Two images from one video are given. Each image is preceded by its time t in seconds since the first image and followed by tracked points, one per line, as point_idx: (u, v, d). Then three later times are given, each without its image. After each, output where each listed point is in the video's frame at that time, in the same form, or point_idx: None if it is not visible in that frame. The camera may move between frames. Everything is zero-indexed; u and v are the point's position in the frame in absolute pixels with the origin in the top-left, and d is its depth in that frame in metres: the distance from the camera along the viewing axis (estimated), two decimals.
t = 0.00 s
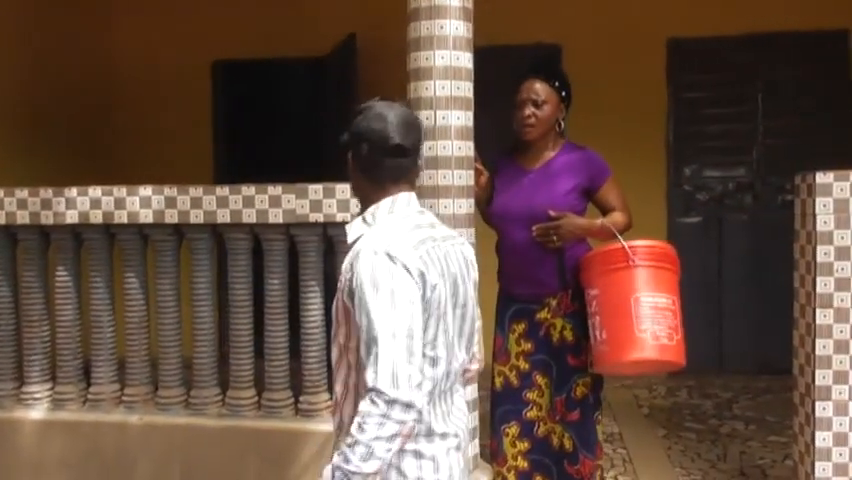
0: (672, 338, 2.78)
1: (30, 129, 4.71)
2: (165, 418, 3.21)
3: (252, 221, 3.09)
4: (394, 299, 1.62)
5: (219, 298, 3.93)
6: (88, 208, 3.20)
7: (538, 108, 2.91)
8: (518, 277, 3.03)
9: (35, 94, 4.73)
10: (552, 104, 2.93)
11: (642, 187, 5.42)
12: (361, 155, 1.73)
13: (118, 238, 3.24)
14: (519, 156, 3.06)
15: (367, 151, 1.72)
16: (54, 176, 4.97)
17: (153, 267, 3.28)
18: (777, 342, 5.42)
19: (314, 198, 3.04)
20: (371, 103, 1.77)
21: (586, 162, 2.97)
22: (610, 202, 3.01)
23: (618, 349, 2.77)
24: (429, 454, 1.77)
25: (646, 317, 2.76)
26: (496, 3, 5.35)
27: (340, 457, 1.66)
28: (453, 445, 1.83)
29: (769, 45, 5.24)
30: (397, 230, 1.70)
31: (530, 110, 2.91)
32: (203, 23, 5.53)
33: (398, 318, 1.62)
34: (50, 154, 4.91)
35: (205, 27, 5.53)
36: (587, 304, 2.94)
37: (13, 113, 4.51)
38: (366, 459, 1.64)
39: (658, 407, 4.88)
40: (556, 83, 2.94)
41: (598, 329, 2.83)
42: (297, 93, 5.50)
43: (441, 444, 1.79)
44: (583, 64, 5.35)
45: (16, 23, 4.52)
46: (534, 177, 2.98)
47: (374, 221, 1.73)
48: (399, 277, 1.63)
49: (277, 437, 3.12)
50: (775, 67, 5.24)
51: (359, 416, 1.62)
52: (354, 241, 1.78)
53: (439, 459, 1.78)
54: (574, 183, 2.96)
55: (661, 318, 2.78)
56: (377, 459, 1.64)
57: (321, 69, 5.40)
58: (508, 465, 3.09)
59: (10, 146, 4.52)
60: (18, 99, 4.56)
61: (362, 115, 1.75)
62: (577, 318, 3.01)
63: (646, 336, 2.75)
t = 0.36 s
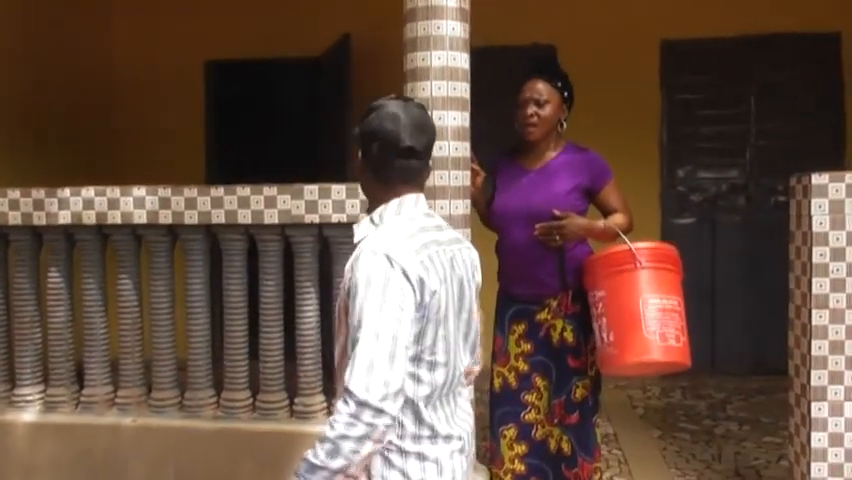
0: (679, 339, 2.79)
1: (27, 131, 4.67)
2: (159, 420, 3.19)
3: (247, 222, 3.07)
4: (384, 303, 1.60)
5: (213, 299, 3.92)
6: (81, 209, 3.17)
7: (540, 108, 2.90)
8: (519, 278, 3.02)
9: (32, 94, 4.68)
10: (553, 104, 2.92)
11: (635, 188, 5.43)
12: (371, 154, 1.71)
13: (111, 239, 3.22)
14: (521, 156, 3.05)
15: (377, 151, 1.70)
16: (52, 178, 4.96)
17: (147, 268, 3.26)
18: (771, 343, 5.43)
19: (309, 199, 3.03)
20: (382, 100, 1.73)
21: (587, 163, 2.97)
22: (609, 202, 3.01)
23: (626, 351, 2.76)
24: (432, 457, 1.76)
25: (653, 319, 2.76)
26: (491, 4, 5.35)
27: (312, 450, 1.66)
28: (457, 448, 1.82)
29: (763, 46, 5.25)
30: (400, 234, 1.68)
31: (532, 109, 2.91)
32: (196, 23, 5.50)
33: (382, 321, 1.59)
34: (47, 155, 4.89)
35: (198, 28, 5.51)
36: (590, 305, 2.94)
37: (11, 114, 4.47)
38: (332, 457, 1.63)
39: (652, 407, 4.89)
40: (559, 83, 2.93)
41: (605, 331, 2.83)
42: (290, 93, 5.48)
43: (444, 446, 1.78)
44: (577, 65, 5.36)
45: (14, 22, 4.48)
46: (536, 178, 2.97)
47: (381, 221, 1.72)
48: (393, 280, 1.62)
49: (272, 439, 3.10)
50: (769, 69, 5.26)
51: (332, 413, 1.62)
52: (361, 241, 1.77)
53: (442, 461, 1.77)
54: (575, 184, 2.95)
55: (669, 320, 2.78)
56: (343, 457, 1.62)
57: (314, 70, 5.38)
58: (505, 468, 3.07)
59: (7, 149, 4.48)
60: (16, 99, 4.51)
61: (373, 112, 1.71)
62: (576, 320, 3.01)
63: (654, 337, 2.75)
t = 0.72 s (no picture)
0: (680, 347, 2.78)
1: (23, 131, 4.77)
2: (154, 423, 3.17)
3: (244, 223, 3.06)
4: (393, 308, 1.60)
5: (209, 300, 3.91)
6: (77, 209, 3.15)
7: (543, 108, 2.91)
8: (519, 280, 3.02)
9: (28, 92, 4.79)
10: (557, 105, 2.93)
11: (630, 190, 5.44)
12: (373, 158, 1.71)
13: (107, 240, 3.20)
14: (521, 158, 3.06)
15: (379, 154, 1.70)
16: (54, 176, 5.10)
17: (142, 269, 3.25)
18: (765, 345, 5.45)
19: (306, 200, 3.02)
20: (376, 102, 1.73)
21: (590, 166, 2.97)
22: (609, 204, 3.02)
23: (628, 358, 2.76)
24: (432, 460, 1.76)
25: (655, 326, 2.76)
26: (487, 6, 5.36)
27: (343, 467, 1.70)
28: (455, 451, 1.82)
29: (758, 49, 5.27)
30: (406, 238, 1.68)
31: (535, 109, 2.91)
32: (191, 23, 5.48)
33: (394, 326, 1.60)
34: (51, 153, 5.06)
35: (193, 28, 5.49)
36: (591, 310, 2.94)
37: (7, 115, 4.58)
38: (363, 470, 1.66)
39: (647, 409, 4.90)
40: (563, 85, 2.94)
41: (606, 337, 2.84)
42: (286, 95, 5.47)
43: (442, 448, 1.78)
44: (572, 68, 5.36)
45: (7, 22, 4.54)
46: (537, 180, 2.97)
47: (384, 224, 1.72)
48: (400, 284, 1.61)
49: (268, 442, 3.10)
50: (763, 72, 5.28)
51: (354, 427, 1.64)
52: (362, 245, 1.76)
53: (441, 464, 1.77)
54: (579, 187, 2.94)
55: (670, 328, 2.78)
56: (374, 469, 1.65)
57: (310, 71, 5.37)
58: (504, 470, 3.07)
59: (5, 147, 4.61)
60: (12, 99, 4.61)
61: (369, 116, 1.71)
62: (577, 322, 3.02)
63: (654, 344, 2.75)
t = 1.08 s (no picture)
0: (681, 353, 2.82)
1: (20, 133, 4.79)
2: (146, 425, 3.16)
3: (237, 225, 3.06)
4: (404, 305, 1.60)
5: (202, 302, 3.90)
6: (69, 211, 3.14)
7: (541, 111, 2.92)
8: (517, 283, 3.02)
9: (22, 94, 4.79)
10: (555, 108, 2.93)
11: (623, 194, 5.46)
12: (369, 160, 1.70)
13: (99, 241, 3.19)
14: (521, 160, 3.08)
15: (374, 157, 1.70)
16: (52, 176, 5.12)
17: (134, 270, 3.23)
18: (756, 348, 5.48)
19: (300, 202, 3.02)
20: (364, 105, 1.74)
21: (589, 170, 2.98)
22: (607, 210, 3.04)
23: (633, 363, 2.77)
24: (430, 463, 1.76)
25: (659, 332, 2.78)
26: (480, 9, 5.36)
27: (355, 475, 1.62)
28: (453, 454, 1.83)
29: (748, 54, 5.31)
30: (406, 239, 1.68)
31: (533, 112, 2.92)
32: (183, 25, 5.46)
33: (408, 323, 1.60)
34: (49, 152, 5.08)
35: (184, 29, 5.46)
36: (591, 313, 2.95)
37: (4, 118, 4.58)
38: (376, 470, 1.60)
39: (639, 411, 4.92)
40: (562, 89, 2.95)
41: (611, 341, 2.83)
42: (279, 97, 5.46)
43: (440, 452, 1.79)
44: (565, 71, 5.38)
45: None
46: (537, 183, 2.97)
47: (378, 226, 1.72)
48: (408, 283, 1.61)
49: (261, 444, 3.09)
50: (753, 77, 5.32)
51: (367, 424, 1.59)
52: (356, 248, 1.77)
53: (439, 468, 1.77)
54: (579, 191, 2.95)
55: (674, 335, 2.80)
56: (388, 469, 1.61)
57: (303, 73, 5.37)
58: (500, 472, 3.08)
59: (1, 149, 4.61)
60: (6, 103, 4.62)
61: (362, 118, 1.72)
62: (575, 325, 3.01)
63: (659, 350, 2.77)
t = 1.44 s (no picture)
0: (688, 357, 2.83)
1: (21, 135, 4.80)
2: (146, 428, 3.16)
3: (238, 227, 3.06)
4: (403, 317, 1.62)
5: (201, 305, 3.91)
6: (69, 214, 3.14)
7: (543, 114, 2.93)
8: (520, 286, 3.02)
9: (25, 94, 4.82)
10: (556, 111, 2.94)
11: (622, 197, 5.47)
12: (370, 161, 1.72)
13: (99, 244, 3.19)
14: (522, 163, 3.08)
15: (375, 157, 1.72)
16: (52, 176, 5.11)
17: (135, 273, 3.23)
18: (755, 351, 5.49)
19: (300, 205, 3.03)
20: (352, 106, 1.74)
21: (591, 173, 2.99)
22: (609, 213, 3.05)
23: (641, 368, 2.78)
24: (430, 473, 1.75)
25: (667, 336, 2.80)
26: (479, 11, 5.37)
27: None
28: (449, 461, 1.85)
29: (746, 57, 5.32)
30: (403, 246, 1.71)
31: (535, 115, 2.93)
32: (182, 27, 5.46)
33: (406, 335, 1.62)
34: (50, 152, 5.08)
35: (184, 32, 5.46)
36: (595, 316, 2.95)
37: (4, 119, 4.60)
38: None
39: (638, 414, 4.92)
40: (564, 91, 2.96)
41: (620, 346, 2.83)
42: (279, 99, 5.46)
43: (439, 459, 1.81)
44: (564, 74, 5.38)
45: None
46: (539, 186, 2.98)
47: (368, 233, 1.73)
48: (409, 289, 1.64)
49: (261, 447, 3.09)
50: (752, 80, 5.33)
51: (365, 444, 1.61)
52: (346, 257, 1.76)
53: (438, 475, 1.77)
54: (583, 195, 2.96)
55: (681, 338, 2.82)
56: None
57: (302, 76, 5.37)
58: (503, 475, 3.08)
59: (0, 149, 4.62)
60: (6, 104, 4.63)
61: (357, 118, 1.72)
62: (578, 328, 3.01)
63: (665, 353, 2.79)
